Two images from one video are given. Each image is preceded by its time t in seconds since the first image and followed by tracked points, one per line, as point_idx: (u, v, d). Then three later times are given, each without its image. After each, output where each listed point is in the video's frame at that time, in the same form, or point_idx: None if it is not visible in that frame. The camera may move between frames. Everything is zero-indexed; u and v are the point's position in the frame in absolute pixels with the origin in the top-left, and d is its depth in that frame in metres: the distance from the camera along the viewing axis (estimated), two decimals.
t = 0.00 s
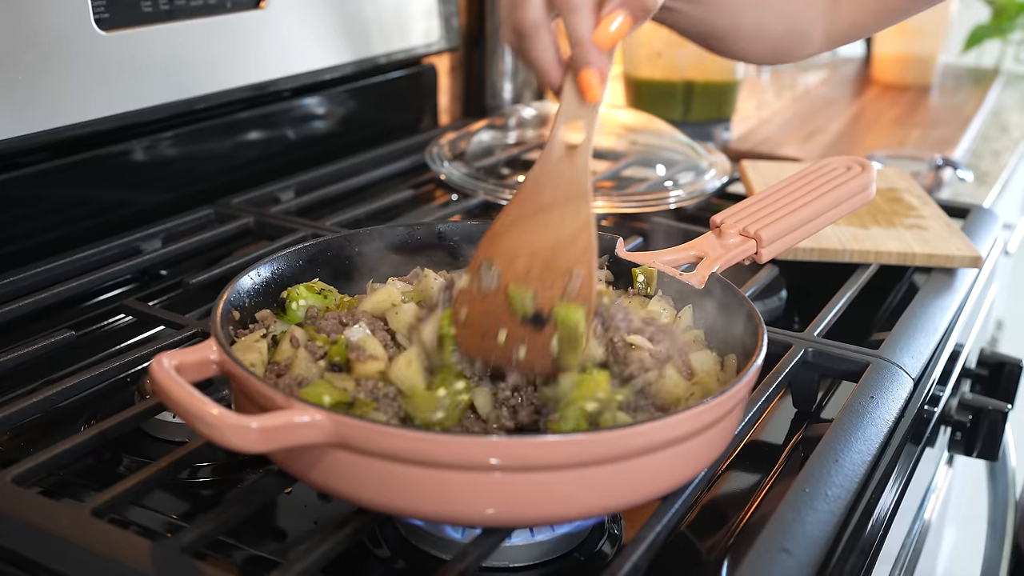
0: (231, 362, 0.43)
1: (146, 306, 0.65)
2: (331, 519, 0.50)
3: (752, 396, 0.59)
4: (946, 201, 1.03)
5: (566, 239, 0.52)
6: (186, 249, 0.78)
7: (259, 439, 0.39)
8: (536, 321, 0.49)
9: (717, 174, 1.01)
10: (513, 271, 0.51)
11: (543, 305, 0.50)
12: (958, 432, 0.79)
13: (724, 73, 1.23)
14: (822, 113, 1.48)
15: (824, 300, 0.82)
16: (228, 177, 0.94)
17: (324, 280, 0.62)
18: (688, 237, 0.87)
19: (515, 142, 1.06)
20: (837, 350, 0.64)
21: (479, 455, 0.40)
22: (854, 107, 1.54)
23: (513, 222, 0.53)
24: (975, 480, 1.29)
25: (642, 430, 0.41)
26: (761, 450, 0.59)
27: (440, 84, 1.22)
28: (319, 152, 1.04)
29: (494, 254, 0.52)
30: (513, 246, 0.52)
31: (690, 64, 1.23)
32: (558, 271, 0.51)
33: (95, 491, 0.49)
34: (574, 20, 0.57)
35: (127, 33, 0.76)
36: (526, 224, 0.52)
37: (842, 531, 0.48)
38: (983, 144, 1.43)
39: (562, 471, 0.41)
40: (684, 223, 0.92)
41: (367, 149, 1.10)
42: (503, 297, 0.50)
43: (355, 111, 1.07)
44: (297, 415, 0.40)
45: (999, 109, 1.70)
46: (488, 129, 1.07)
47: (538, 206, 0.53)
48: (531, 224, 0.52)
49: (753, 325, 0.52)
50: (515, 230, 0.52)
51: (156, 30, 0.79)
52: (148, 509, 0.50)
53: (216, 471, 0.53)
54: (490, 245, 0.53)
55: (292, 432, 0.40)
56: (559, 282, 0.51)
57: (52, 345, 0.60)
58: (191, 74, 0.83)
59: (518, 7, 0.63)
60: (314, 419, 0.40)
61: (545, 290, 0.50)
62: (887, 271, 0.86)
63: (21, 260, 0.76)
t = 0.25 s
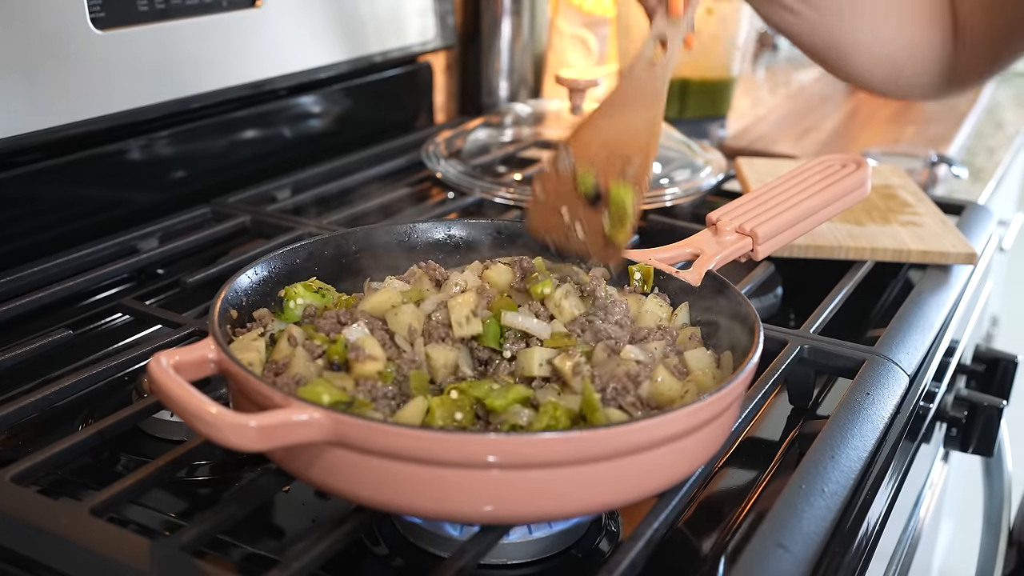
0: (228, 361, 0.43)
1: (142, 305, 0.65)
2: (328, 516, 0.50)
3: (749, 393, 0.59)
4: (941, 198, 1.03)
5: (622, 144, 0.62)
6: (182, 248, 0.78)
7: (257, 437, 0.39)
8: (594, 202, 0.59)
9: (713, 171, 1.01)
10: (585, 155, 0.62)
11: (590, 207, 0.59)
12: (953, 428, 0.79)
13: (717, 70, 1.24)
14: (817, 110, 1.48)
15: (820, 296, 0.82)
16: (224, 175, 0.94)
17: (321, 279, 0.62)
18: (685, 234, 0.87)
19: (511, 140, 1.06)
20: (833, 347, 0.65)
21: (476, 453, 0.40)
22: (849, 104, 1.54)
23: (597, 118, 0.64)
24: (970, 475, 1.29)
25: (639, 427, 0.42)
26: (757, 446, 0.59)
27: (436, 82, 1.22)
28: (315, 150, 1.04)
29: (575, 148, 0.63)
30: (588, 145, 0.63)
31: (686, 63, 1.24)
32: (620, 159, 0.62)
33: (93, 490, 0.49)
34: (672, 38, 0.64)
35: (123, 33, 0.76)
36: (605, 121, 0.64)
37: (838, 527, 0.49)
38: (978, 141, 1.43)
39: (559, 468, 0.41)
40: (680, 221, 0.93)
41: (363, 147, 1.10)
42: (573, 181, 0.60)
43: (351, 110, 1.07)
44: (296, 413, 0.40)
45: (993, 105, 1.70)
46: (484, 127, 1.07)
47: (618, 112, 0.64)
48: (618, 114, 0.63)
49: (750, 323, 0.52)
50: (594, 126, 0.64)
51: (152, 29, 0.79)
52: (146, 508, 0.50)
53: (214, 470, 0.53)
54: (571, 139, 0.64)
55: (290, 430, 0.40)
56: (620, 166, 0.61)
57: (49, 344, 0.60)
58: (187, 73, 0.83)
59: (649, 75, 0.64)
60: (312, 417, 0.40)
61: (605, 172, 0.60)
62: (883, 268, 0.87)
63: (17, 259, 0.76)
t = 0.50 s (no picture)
0: (229, 361, 0.44)
1: (141, 305, 0.65)
2: (328, 516, 0.50)
3: (746, 392, 0.60)
4: (938, 197, 1.03)
5: (528, 238, 0.60)
6: (181, 248, 0.78)
7: (258, 437, 0.40)
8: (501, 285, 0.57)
9: (710, 171, 1.01)
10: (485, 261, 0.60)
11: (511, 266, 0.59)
12: (950, 426, 0.80)
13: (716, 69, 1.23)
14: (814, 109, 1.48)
15: (817, 296, 0.82)
16: (223, 175, 0.94)
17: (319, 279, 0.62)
18: (682, 234, 0.87)
19: (509, 139, 1.06)
20: (830, 347, 0.65)
21: (476, 452, 0.40)
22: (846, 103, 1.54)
23: (508, 212, 0.62)
24: (966, 473, 1.30)
25: (637, 427, 0.42)
26: (755, 445, 0.59)
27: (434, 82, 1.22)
28: (313, 150, 1.04)
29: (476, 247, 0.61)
30: (488, 244, 0.61)
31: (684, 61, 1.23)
32: (516, 262, 0.59)
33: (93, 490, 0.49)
34: (574, 143, 0.66)
35: (122, 33, 0.76)
36: (515, 218, 0.62)
37: (835, 526, 0.49)
38: (975, 139, 1.43)
39: (558, 467, 0.42)
40: (677, 220, 0.93)
41: (361, 147, 1.10)
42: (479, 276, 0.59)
43: (349, 109, 1.07)
44: (296, 414, 0.40)
45: (990, 104, 1.70)
46: (482, 127, 1.07)
47: (524, 211, 0.62)
48: (516, 220, 0.62)
49: (747, 322, 0.53)
50: (500, 229, 0.61)
51: (150, 30, 0.79)
52: (146, 507, 0.50)
53: (213, 469, 0.53)
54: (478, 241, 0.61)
55: (290, 430, 0.40)
56: (511, 271, 0.59)
57: (48, 345, 0.60)
58: (185, 73, 0.83)
59: (552, 178, 0.64)
60: (312, 417, 0.40)
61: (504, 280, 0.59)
62: (880, 267, 0.87)
63: (17, 259, 0.76)
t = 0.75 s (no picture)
0: (230, 360, 0.44)
1: (141, 304, 0.65)
2: (329, 514, 0.50)
3: (744, 390, 0.60)
4: (934, 197, 1.03)
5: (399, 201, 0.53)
6: (180, 248, 0.78)
7: (259, 436, 0.40)
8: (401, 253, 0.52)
9: (707, 170, 1.02)
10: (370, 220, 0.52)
11: (362, 277, 0.50)
12: (947, 424, 0.80)
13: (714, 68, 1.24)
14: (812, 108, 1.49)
15: (814, 295, 0.83)
16: (221, 175, 0.94)
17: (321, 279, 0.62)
18: (679, 233, 0.88)
19: (507, 139, 1.06)
20: (827, 345, 0.65)
21: (475, 451, 0.40)
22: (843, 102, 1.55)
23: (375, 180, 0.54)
24: (962, 471, 1.30)
25: (635, 426, 0.42)
26: (752, 444, 0.60)
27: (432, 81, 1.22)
28: (312, 149, 1.04)
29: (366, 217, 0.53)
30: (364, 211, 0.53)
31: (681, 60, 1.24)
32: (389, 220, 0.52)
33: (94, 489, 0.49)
34: (455, 94, 0.57)
35: (121, 34, 0.76)
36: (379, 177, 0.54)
37: (832, 523, 0.49)
38: (972, 138, 1.44)
39: (556, 465, 0.42)
40: (675, 219, 0.93)
41: (359, 146, 1.10)
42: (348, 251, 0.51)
43: (346, 109, 1.07)
44: (297, 412, 0.40)
45: (987, 103, 1.71)
46: (480, 127, 1.08)
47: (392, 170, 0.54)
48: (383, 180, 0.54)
49: (746, 322, 0.53)
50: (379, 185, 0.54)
51: (149, 30, 0.79)
52: (146, 506, 0.50)
53: (213, 468, 0.54)
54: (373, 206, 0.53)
55: (292, 429, 0.40)
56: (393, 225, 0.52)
57: (49, 344, 0.60)
58: (182, 74, 0.83)
59: (432, 133, 0.56)
60: (313, 416, 0.41)
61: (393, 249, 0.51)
62: (877, 266, 0.87)
63: (17, 259, 0.76)
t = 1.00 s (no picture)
0: (230, 359, 0.44)
1: (140, 304, 0.66)
2: (328, 512, 0.50)
3: (741, 388, 0.60)
4: (931, 195, 1.04)
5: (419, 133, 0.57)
6: (179, 247, 0.78)
7: (260, 434, 0.40)
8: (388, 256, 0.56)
9: (704, 169, 1.02)
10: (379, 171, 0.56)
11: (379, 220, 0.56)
12: (943, 421, 0.81)
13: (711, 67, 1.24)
14: (808, 107, 1.49)
15: (811, 292, 0.83)
16: (220, 175, 0.94)
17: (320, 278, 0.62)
18: (677, 231, 0.88)
19: (505, 138, 1.06)
20: (824, 343, 0.66)
21: (474, 448, 0.41)
22: (840, 100, 1.55)
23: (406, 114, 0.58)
24: (959, 467, 1.31)
25: (632, 423, 0.42)
26: (750, 441, 0.60)
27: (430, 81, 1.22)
28: (311, 149, 1.05)
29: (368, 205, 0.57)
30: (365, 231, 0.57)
31: (678, 59, 1.24)
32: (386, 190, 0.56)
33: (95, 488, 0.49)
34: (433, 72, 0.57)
35: (120, 34, 0.77)
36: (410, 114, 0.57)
37: (830, 519, 0.49)
38: (968, 136, 1.44)
39: (554, 462, 0.42)
40: (672, 218, 0.93)
41: (356, 146, 1.11)
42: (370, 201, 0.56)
43: (344, 108, 1.07)
44: (297, 410, 0.41)
45: (983, 101, 1.71)
46: (477, 126, 1.08)
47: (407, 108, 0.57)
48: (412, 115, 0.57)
49: (743, 319, 0.53)
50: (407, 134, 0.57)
51: (148, 31, 0.79)
52: (146, 504, 0.51)
53: (213, 467, 0.54)
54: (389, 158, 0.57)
55: (292, 427, 0.41)
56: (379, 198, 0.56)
57: (48, 344, 0.60)
58: (180, 74, 0.83)
59: (422, 107, 0.57)
60: (313, 414, 0.41)
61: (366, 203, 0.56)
62: (873, 264, 0.88)
63: (16, 259, 0.76)
